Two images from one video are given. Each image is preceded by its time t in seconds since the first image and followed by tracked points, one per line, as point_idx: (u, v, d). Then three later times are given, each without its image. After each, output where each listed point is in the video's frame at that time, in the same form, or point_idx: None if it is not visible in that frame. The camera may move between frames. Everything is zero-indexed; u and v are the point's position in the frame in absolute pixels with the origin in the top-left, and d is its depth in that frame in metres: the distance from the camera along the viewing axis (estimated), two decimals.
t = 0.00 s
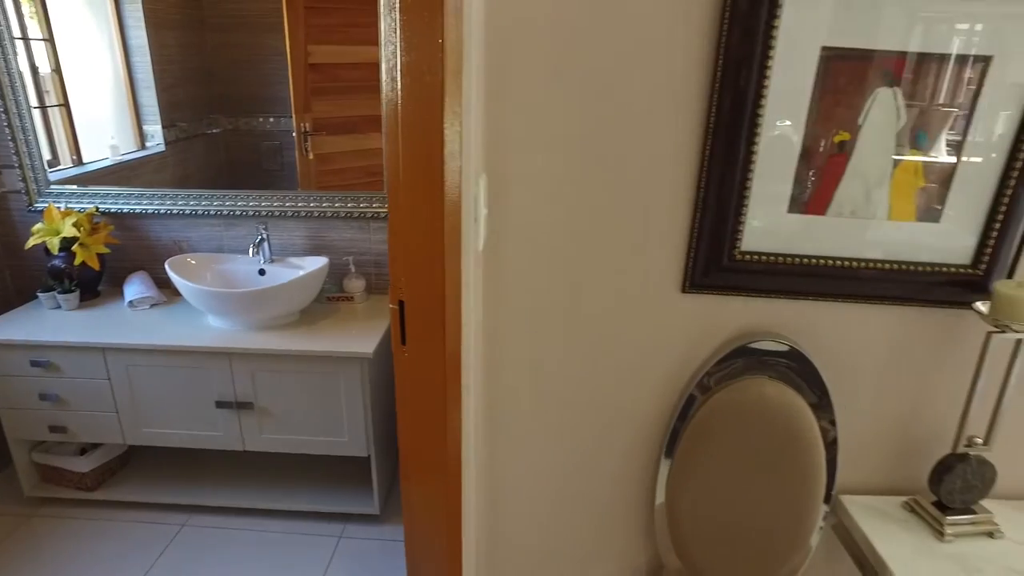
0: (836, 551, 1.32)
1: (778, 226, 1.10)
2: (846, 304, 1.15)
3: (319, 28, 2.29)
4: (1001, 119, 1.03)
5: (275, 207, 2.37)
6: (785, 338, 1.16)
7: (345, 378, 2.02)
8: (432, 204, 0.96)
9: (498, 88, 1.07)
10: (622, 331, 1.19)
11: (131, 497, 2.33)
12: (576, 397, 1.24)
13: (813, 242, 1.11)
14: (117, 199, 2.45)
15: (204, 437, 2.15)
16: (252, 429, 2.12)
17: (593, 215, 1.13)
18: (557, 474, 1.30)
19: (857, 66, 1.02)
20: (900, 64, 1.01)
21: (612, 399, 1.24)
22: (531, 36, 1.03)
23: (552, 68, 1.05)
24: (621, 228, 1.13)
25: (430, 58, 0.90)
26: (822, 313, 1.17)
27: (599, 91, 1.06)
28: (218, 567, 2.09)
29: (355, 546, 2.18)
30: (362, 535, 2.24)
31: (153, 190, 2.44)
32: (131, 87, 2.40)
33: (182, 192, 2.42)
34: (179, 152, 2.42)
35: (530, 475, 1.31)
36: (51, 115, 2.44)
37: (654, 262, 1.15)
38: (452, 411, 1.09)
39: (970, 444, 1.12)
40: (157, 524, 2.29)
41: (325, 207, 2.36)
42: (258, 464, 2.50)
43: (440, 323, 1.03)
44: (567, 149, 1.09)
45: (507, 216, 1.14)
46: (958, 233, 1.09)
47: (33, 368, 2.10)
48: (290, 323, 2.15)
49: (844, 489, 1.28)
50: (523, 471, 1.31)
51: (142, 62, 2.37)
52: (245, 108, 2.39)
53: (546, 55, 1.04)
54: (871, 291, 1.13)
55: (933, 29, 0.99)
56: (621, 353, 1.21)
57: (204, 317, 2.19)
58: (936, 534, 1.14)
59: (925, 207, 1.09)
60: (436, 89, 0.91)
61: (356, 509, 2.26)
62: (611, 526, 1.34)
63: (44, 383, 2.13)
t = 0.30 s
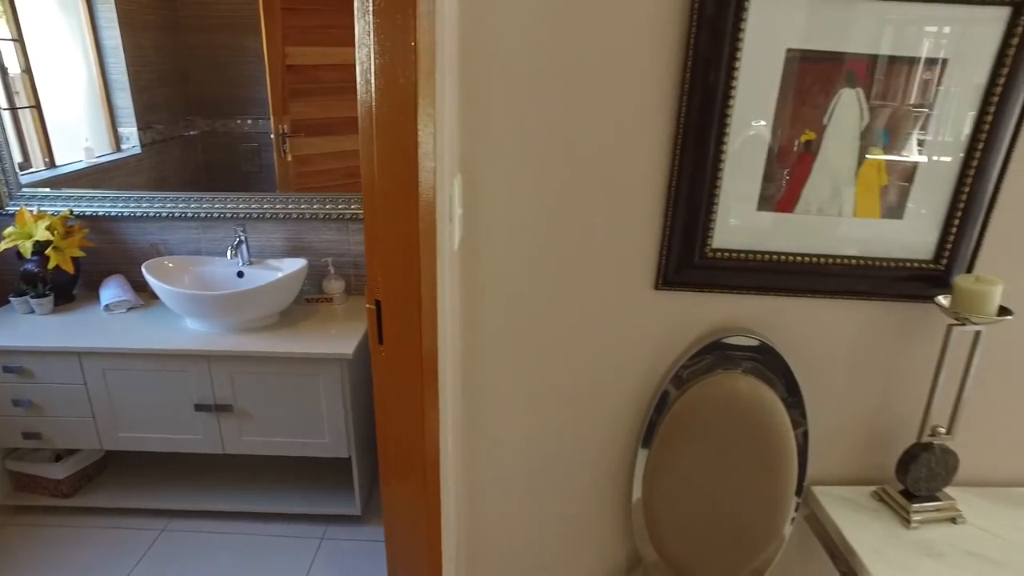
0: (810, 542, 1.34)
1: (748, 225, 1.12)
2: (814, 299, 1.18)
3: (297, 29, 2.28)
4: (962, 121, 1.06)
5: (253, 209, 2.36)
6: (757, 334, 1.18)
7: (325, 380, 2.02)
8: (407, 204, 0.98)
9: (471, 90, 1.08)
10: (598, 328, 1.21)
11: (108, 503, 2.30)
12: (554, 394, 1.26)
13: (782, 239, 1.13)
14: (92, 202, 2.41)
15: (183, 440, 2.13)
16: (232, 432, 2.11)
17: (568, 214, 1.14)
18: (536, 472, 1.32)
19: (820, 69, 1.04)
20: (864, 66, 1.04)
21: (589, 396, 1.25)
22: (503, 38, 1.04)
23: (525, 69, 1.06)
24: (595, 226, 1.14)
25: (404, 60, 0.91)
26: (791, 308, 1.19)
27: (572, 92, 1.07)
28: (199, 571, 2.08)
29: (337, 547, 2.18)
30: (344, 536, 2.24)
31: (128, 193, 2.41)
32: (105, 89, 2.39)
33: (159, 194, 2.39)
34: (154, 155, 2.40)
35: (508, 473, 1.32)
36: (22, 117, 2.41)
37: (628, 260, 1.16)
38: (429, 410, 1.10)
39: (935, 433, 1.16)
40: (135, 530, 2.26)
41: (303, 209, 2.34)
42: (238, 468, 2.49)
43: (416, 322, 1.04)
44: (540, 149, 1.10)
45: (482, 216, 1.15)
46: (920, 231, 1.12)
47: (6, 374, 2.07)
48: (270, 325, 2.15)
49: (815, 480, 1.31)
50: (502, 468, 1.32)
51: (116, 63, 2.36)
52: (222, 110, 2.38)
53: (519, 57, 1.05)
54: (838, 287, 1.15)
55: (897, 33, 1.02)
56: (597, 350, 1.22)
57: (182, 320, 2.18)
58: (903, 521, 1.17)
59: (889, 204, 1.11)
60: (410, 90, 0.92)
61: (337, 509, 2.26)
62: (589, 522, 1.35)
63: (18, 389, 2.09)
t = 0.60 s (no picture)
0: (784, 533, 1.37)
1: (719, 222, 1.14)
2: (785, 295, 1.20)
3: (274, 29, 2.26)
4: (922, 120, 1.09)
5: (230, 210, 2.35)
6: (729, 329, 1.20)
7: (305, 381, 2.02)
8: (381, 204, 0.98)
9: (445, 91, 1.09)
10: (573, 326, 1.22)
11: (85, 510, 2.27)
12: (531, 392, 1.27)
13: (753, 236, 1.15)
14: (66, 205, 2.38)
15: (162, 445, 2.12)
16: (211, 435, 2.10)
17: (542, 213, 1.15)
18: (514, 469, 1.33)
19: (785, 70, 1.06)
20: (829, 67, 1.06)
21: (565, 393, 1.27)
22: (475, 39, 1.05)
23: (498, 70, 1.07)
24: (569, 225, 1.16)
25: (376, 61, 0.91)
26: (763, 304, 1.21)
27: (545, 92, 1.08)
28: None
29: (319, 549, 2.18)
30: (325, 538, 2.23)
31: (103, 196, 2.38)
32: (78, 90, 2.36)
33: (134, 197, 2.37)
34: (131, 157, 2.39)
35: (487, 471, 1.33)
36: None
37: (602, 259, 1.18)
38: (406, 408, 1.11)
39: (901, 424, 1.19)
40: (113, 536, 2.23)
41: (281, 211, 2.34)
42: (218, 472, 2.47)
43: (393, 320, 1.04)
44: (514, 149, 1.11)
45: (456, 216, 1.16)
46: (885, 227, 1.15)
47: None
48: (248, 327, 2.14)
49: (788, 472, 1.34)
50: (480, 466, 1.33)
51: (89, 64, 2.33)
52: (200, 112, 2.35)
53: (492, 58, 1.06)
54: (807, 283, 1.18)
55: (860, 36, 1.04)
56: (574, 347, 1.23)
57: (159, 324, 2.16)
58: (872, 511, 1.20)
59: (855, 201, 1.14)
60: (383, 91, 0.93)
61: (318, 511, 2.26)
62: (568, 518, 1.37)
63: None
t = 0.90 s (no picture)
0: (758, 525, 1.39)
1: (690, 220, 1.16)
2: (755, 291, 1.22)
3: (250, 31, 2.26)
4: (883, 119, 1.12)
5: (207, 213, 2.32)
6: (701, 325, 1.22)
7: (284, 383, 2.02)
8: (355, 203, 0.99)
9: (418, 91, 1.10)
10: (548, 324, 1.23)
11: (60, 518, 2.24)
12: (507, 389, 1.28)
13: (723, 234, 1.17)
14: (38, 208, 2.35)
15: (138, 450, 2.10)
16: (189, 439, 2.08)
17: (516, 212, 1.16)
18: (492, 467, 1.34)
19: (753, 70, 1.08)
20: (793, 67, 1.09)
21: (541, 391, 1.28)
22: (447, 42, 1.06)
23: (471, 71, 1.08)
24: (543, 224, 1.17)
25: (348, 62, 0.92)
26: (734, 300, 1.23)
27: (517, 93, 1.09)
28: None
29: (299, 552, 2.17)
30: (306, 540, 2.23)
31: (77, 198, 2.35)
32: (50, 92, 2.33)
33: (109, 199, 2.34)
34: (106, 159, 2.36)
35: (465, 469, 1.34)
36: None
37: (576, 257, 1.19)
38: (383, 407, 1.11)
39: (869, 416, 1.22)
40: (89, 543, 2.20)
41: (259, 213, 2.32)
42: (197, 477, 2.44)
43: (367, 319, 1.05)
44: (487, 149, 1.12)
45: (430, 216, 1.16)
46: (851, 223, 1.18)
47: None
48: (226, 330, 2.12)
49: (761, 465, 1.36)
50: (458, 465, 1.33)
51: (60, 65, 2.30)
52: (176, 113, 2.32)
53: (464, 59, 1.07)
54: (776, 278, 1.20)
55: (823, 38, 1.07)
56: (549, 345, 1.25)
57: (135, 327, 2.14)
58: (842, 501, 1.23)
59: (822, 198, 1.16)
60: (355, 91, 0.93)
61: (299, 514, 2.25)
62: (546, 515, 1.38)
63: None
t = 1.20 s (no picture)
0: (732, 518, 1.41)
1: (662, 217, 1.17)
2: (726, 287, 1.24)
3: (225, 32, 2.24)
4: (846, 118, 1.15)
5: (183, 215, 2.31)
6: (674, 321, 1.23)
7: (261, 386, 2.01)
8: (328, 204, 0.99)
9: (390, 92, 1.10)
10: (523, 322, 1.24)
11: (35, 526, 2.20)
12: (483, 388, 1.29)
13: (694, 231, 1.19)
14: (9, 211, 2.31)
15: (114, 455, 2.07)
16: (166, 443, 2.06)
17: (489, 212, 1.17)
18: (469, 465, 1.34)
19: (721, 70, 1.10)
20: (759, 68, 1.11)
21: (517, 389, 1.29)
22: (419, 44, 1.07)
23: (443, 72, 1.09)
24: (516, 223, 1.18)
25: (319, 64, 0.92)
26: (706, 297, 1.25)
27: (489, 93, 1.10)
28: None
29: (280, 554, 2.16)
30: (286, 542, 2.22)
31: (49, 201, 2.31)
32: (19, 93, 2.28)
33: (82, 202, 2.31)
34: (79, 161, 2.32)
35: (442, 468, 1.34)
36: None
37: (549, 255, 1.20)
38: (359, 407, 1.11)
39: (839, 408, 1.24)
40: (64, 550, 2.17)
41: (235, 215, 2.31)
42: (175, 481, 2.42)
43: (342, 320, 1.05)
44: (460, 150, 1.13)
45: (404, 216, 1.17)
46: (819, 220, 1.20)
47: None
48: (203, 333, 2.11)
49: (735, 459, 1.38)
50: (435, 464, 1.34)
51: (30, 66, 2.25)
52: (151, 115, 2.30)
53: (437, 59, 1.08)
54: (746, 275, 1.22)
55: (788, 39, 1.09)
56: (525, 343, 1.26)
57: (110, 331, 2.12)
58: (814, 492, 1.26)
59: (790, 196, 1.19)
60: (327, 92, 0.93)
61: (278, 516, 2.24)
62: (524, 512, 1.39)
63: None
